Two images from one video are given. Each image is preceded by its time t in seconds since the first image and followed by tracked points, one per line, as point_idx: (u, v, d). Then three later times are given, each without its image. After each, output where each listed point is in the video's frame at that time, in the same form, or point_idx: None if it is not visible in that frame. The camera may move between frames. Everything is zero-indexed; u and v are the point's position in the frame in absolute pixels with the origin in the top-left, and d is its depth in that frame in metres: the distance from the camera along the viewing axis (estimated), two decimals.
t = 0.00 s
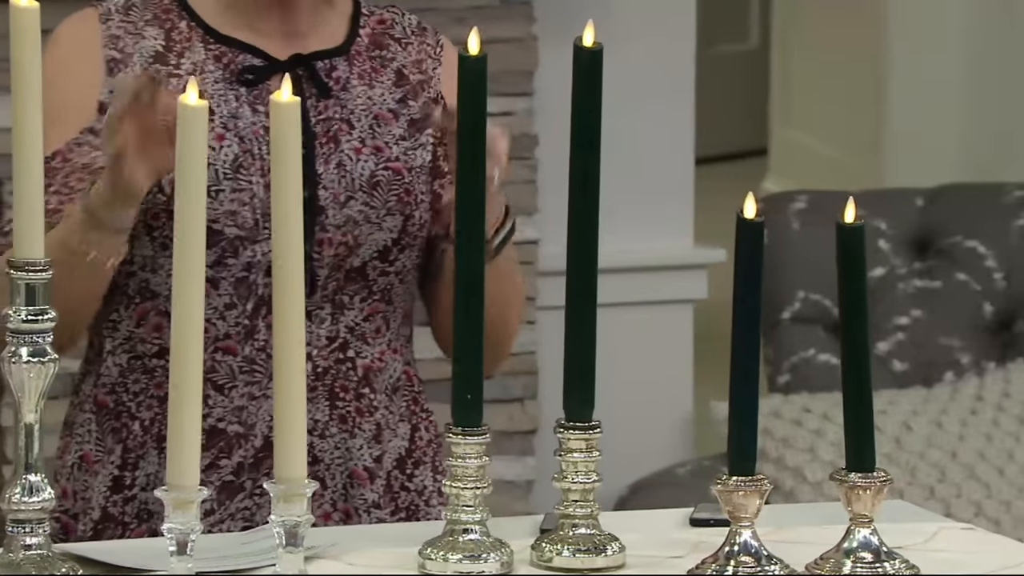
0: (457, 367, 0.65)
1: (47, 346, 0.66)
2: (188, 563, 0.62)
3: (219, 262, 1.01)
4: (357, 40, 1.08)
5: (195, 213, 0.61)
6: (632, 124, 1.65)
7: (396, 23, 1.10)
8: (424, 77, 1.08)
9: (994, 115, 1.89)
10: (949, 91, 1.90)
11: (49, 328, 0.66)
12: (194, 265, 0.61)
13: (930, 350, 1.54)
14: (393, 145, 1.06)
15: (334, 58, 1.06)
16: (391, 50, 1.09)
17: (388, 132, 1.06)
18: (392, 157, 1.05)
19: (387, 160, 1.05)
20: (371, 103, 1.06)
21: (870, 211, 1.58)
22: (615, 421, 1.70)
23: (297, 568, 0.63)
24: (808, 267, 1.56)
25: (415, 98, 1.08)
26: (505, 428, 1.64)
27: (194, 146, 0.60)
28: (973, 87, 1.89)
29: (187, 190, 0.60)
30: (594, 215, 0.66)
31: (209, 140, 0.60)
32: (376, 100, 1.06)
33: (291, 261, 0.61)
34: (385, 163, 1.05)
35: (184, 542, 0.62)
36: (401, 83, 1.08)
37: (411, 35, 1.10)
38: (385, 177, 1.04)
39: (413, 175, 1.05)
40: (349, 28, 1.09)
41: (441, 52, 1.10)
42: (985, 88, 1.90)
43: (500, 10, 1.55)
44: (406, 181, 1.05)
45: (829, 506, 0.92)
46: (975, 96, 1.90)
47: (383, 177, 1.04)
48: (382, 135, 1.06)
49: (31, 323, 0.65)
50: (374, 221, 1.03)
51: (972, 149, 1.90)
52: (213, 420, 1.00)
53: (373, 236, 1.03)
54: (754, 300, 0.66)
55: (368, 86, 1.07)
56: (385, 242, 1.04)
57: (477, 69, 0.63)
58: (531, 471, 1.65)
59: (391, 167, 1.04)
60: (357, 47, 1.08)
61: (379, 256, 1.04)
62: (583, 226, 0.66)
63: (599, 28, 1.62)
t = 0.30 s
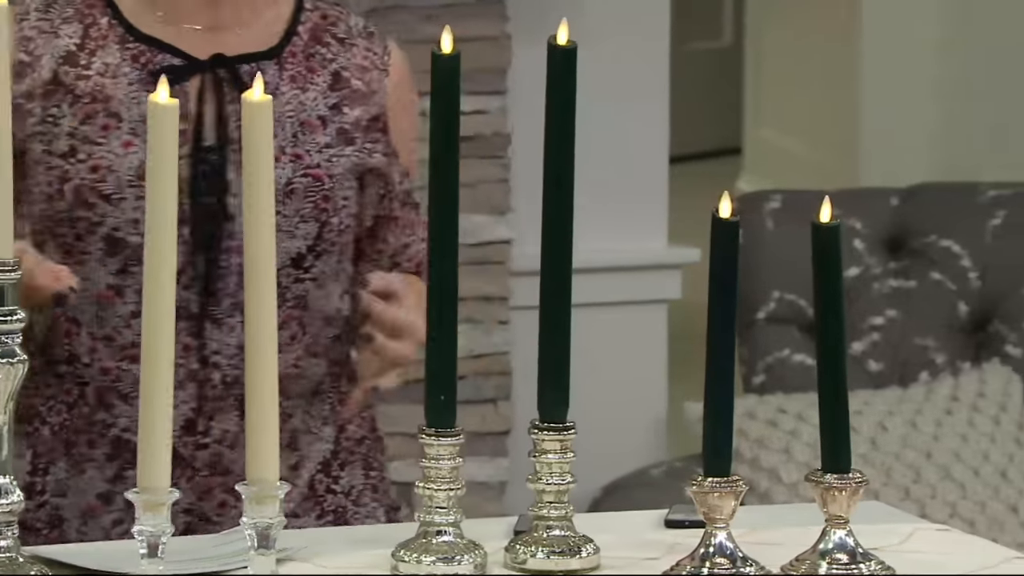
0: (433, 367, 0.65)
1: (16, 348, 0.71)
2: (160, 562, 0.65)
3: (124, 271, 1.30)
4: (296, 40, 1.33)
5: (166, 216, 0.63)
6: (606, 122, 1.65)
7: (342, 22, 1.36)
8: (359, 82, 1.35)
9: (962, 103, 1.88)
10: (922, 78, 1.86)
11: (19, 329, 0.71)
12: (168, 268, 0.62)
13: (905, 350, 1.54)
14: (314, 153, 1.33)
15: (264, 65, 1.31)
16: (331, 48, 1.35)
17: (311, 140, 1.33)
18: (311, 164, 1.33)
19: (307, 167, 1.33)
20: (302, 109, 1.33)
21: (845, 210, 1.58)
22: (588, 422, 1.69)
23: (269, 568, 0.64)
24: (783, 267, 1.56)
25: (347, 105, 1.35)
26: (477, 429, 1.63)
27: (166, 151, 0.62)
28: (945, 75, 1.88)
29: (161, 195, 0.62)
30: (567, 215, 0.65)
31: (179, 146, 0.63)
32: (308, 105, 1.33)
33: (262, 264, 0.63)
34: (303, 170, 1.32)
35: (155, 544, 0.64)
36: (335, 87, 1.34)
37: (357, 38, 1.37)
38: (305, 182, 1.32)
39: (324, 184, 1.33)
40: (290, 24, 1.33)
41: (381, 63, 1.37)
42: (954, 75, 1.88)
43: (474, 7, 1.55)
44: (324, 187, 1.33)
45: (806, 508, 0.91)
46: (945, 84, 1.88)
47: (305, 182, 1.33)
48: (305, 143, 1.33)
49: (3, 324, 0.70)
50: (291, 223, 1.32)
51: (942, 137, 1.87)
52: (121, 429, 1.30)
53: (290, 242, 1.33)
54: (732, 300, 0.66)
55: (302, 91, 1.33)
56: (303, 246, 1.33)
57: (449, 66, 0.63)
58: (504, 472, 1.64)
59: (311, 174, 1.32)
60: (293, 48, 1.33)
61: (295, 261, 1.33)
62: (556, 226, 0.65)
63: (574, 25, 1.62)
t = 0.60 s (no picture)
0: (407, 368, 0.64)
1: None
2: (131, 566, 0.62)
3: (9, 269, 1.00)
4: (190, 27, 1.07)
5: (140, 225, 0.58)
6: (582, 121, 1.64)
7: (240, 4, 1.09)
8: (257, 68, 1.08)
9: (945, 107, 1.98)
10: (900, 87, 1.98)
11: None
12: (137, 277, 0.58)
13: (882, 350, 1.53)
14: (206, 144, 1.04)
15: (156, 52, 1.05)
16: (228, 35, 1.08)
17: (202, 130, 1.04)
18: (202, 157, 1.04)
19: (197, 160, 1.03)
20: (190, 97, 1.04)
21: (822, 210, 1.59)
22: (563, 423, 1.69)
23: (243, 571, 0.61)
24: (759, 267, 1.56)
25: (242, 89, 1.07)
26: (451, 431, 1.62)
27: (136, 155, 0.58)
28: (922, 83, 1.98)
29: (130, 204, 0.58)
30: (543, 216, 0.63)
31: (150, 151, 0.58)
32: (198, 93, 1.05)
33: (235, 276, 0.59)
34: (193, 164, 1.03)
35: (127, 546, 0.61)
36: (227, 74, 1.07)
37: (253, 19, 1.09)
38: (191, 179, 1.03)
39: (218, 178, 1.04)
40: (188, 11, 1.07)
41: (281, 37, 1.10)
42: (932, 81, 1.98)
43: (448, 6, 1.54)
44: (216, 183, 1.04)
45: (784, 509, 0.91)
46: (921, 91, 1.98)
47: (189, 179, 1.03)
48: (195, 133, 1.03)
49: None
50: (176, 226, 1.02)
51: (925, 135, 1.99)
52: (7, 428, 1.01)
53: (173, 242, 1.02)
54: (709, 301, 0.63)
55: (190, 79, 1.05)
56: (188, 248, 1.03)
57: (425, 64, 0.62)
58: (478, 474, 1.63)
59: (199, 170, 1.03)
60: (188, 35, 1.06)
61: (181, 262, 1.02)
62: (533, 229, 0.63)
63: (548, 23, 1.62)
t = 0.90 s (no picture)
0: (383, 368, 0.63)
1: None
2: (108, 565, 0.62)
3: None
4: (90, 22, 1.02)
5: (116, 226, 0.57)
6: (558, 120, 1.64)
7: None
8: (159, 61, 1.03)
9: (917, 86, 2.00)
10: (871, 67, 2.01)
11: None
12: (112, 282, 0.58)
13: (857, 350, 1.53)
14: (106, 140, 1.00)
15: (54, 49, 1.00)
16: (128, 29, 1.03)
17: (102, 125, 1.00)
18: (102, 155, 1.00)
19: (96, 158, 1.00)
20: (87, 94, 1.00)
21: (798, 210, 1.59)
22: (538, 421, 1.69)
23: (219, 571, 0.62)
24: (735, 267, 1.56)
25: (144, 84, 1.02)
26: (426, 431, 1.61)
27: (112, 156, 0.57)
28: (893, 63, 2.01)
29: (106, 205, 0.57)
30: (521, 216, 0.62)
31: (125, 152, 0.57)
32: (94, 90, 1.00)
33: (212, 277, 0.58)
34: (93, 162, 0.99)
35: (102, 548, 0.61)
36: (130, 69, 1.02)
37: (154, 12, 1.04)
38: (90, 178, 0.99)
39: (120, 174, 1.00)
40: (85, 7, 1.02)
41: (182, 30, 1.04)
42: (904, 60, 2.01)
43: (423, 6, 1.54)
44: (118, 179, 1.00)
45: (760, 510, 0.90)
46: (894, 70, 2.01)
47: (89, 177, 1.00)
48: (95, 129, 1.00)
49: None
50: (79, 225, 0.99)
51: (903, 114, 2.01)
52: None
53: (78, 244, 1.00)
54: (685, 301, 0.62)
55: (88, 78, 1.01)
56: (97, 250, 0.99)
57: (400, 64, 0.61)
58: (453, 474, 1.62)
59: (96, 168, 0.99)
60: (88, 30, 1.02)
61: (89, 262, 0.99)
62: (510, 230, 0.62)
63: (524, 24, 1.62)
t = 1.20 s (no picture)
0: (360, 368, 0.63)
1: None
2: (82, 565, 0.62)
3: None
4: (9, 18, 1.07)
5: (91, 224, 0.57)
6: (534, 120, 1.64)
7: None
8: (80, 55, 1.09)
9: (893, 85, 2.07)
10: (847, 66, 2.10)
11: None
12: (88, 278, 0.57)
13: (832, 350, 1.54)
14: (33, 134, 1.06)
15: None
16: (46, 25, 1.09)
17: (28, 120, 1.06)
18: (30, 148, 1.05)
19: (24, 152, 1.05)
20: (11, 89, 1.06)
21: (774, 210, 1.60)
22: (516, 422, 1.69)
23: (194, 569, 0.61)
24: (709, 266, 1.57)
25: (67, 78, 1.08)
26: (402, 431, 1.61)
27: (89, 153, 0.56)
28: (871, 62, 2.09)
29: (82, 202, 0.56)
30: (494, 217, 0.61)
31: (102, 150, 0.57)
32: (18, 85, 1.06)
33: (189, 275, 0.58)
34: (20, 156, 1.05)
35: (77, 549, 0.61)
36: (51, 63, 1.08)
37: (71, 7, 1.10)
38: (19, 171, 1.05)
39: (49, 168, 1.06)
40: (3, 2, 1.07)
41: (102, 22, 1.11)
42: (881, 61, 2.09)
43: (399, 6, 1.53)
44: (46, 173, 1.06)
45: (733, 509, 0.90)
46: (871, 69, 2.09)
47: (18, 170, 1.05)
48: (21, 124, 1.05)
49: None
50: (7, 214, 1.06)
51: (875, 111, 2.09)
52: None
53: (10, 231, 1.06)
54: (661, 302, 0.61)
55: (9, 72, 1.06)
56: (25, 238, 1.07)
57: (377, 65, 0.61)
58: (430, 475, 1.62)
59: (25, 161, 1.05)
60: (8, 27, 1.07)
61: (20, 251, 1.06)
62: (487, 230, 0.61)
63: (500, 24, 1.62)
